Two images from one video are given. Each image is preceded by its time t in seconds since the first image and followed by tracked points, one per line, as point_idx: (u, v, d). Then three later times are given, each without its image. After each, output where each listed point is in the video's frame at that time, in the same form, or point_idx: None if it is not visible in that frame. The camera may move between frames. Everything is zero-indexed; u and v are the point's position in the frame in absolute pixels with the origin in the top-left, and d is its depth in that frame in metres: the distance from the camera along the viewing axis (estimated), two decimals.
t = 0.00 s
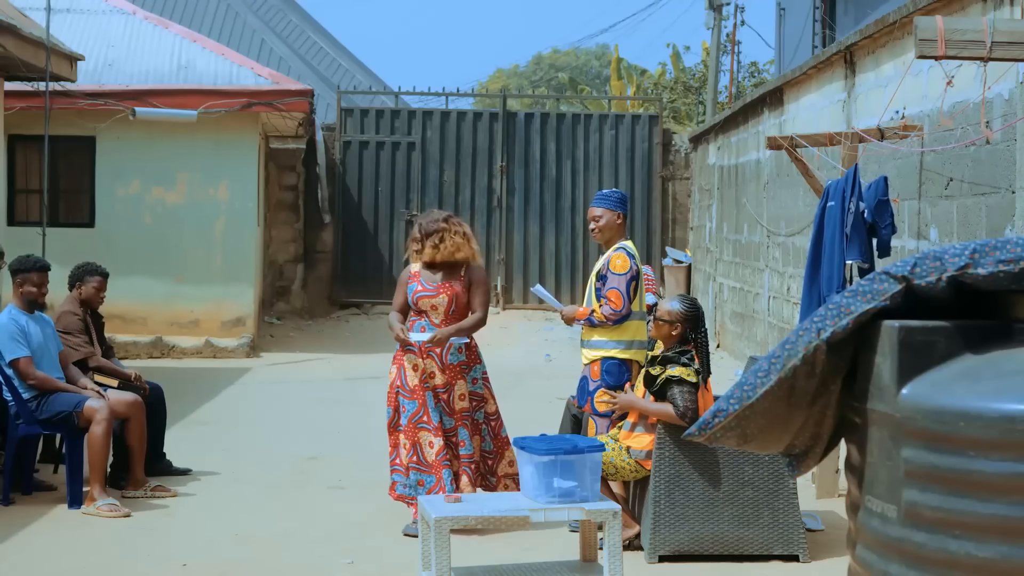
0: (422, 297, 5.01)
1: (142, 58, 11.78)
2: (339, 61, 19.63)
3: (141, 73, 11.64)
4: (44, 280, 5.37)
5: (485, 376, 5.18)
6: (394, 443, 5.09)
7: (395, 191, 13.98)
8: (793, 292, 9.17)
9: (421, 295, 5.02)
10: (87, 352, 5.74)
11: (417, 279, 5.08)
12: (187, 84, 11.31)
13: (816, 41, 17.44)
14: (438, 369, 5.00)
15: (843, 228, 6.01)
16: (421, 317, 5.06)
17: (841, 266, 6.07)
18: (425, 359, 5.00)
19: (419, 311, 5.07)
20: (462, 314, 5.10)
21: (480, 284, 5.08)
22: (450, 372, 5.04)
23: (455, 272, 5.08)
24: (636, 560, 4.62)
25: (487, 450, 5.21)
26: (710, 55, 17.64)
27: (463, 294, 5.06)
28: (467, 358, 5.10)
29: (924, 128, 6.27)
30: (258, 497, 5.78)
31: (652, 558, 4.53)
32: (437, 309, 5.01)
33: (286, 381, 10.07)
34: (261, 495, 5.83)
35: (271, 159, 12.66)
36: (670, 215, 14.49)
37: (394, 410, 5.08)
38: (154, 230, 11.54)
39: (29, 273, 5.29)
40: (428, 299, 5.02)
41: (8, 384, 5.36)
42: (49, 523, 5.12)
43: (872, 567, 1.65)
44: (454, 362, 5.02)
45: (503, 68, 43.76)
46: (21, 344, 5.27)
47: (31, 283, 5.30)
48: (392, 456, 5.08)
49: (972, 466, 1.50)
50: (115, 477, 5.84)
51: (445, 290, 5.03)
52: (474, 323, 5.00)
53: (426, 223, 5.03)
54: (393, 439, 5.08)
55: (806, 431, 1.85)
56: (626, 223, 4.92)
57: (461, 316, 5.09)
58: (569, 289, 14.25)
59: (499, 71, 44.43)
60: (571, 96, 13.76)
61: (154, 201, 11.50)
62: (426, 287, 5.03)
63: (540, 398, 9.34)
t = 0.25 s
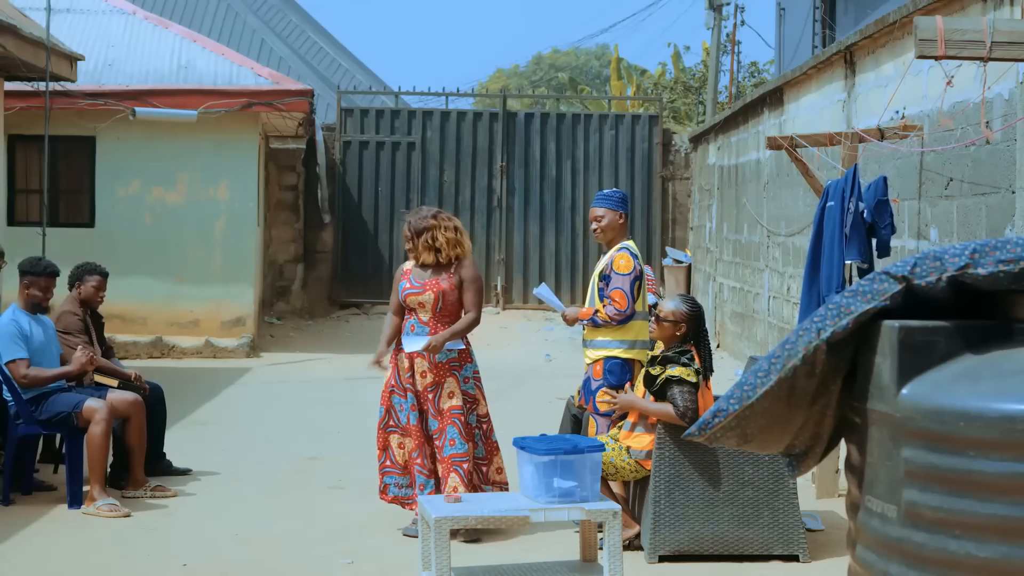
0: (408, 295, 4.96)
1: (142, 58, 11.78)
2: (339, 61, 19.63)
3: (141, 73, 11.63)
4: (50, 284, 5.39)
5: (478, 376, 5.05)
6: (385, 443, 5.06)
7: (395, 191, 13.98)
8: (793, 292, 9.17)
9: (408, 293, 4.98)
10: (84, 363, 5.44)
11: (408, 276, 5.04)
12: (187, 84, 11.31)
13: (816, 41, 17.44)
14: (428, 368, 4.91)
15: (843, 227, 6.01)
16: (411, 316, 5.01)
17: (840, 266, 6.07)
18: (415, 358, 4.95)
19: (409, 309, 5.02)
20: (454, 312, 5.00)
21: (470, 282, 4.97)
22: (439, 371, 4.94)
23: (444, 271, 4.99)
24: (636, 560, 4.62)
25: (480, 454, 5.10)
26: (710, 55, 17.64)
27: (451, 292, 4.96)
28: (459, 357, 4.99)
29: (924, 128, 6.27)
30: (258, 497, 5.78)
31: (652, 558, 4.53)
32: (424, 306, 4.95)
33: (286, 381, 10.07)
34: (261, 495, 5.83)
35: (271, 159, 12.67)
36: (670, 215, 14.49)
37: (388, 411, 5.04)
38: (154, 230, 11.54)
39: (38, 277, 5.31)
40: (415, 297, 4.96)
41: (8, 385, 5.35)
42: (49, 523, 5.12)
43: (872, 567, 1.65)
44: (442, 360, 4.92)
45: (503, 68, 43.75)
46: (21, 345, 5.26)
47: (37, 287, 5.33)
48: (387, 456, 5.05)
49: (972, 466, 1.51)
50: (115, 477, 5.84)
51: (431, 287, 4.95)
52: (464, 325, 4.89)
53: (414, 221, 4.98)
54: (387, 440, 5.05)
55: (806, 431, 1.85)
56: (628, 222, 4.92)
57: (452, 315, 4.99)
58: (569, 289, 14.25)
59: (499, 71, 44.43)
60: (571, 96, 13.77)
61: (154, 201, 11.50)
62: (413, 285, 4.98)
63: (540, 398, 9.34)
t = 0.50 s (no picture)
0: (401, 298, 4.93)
1: (142, 58, 11.78)
2: (339, 61, 19.62)
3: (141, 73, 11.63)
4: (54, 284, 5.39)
5: (476, 380, 4.92)
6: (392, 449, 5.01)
7: (395, 191, 13.98)
8: (793, 292, 9.17)
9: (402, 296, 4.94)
10: (84, 361, 5.36)
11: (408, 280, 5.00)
12: (187, 84, 11.31)
13: (816, 42, 17.44)
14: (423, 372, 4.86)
15: (843, 227, 6.01)
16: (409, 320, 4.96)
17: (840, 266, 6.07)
18: (412, 361, 4.90)
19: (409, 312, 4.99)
20: (450, 313, 4.90)
21: (463, 282, 4.84)
22: (436, 375, 4.87)
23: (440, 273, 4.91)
24: (636, 560, 4.62)
25: (482, 462, 4.87)
26: (710, 55, 17.64)
27: (443, 293, 4.87)
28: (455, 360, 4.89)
29: (924, 128, 6.27)
30: (258, 497, 5.78)
31: (652, 558, 4.53)
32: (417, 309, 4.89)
33: (286, 381, 10.07)
34: (261, 495, 5.83)
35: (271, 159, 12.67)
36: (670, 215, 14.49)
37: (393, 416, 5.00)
38: (154, 231, 11.54)
39: (41, 277, 5.31)
40: (408, 300, 4.92)
41: (9, 385, 5.34)
42: (49, 523, 5.12)
43: (872, 567, 1.66)
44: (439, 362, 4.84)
45: (503, 68, 43.75)
46: (23, 346, 5.26)
47: (40, 286, 5.33)
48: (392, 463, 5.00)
49: (972, 466, 1.51)
50: (115, 477, 5.84)
51: (422, 289, 4.89)
52: (457, 328, 4.77)
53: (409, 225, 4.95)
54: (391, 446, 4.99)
55: (806, 431, 1.85)
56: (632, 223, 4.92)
57: (447, 316, 4.89)
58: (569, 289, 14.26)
59: (499, 71, 44.43)
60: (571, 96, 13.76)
61: (154, 201, 11.50)
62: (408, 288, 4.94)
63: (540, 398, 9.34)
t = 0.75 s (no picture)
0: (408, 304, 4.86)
1: (142, 58, 11.78)
2: (339, 61, 19.62)
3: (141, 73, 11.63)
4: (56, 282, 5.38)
5: (478, 389, 4.79)
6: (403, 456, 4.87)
7: (395, 191, 13.99)
8: (793, 292, 9.17)
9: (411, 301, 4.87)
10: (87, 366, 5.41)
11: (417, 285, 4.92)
12: (187, 84, 11.31)
13: (816, 41, 17.44)
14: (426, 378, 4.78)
15: (843, 227, 6.01)
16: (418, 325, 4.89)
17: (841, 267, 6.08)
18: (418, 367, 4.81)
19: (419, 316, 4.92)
20: (458, 319, 4.81)
21: (472, 289, 4.75)
22: (438, 382, 4.79)
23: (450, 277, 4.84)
24: (636, 560, 4.62)
25: (478, 474, 4.74)
26: (710, 55, 17.62)
27: (452, 298, 4.79)
28: (459, 367, 4.79)
29: (924, 128, 6.27)
30: (258, 497, 5.78)
31: (652, 558, 4.53)
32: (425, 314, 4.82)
33: (286, 381, 10.07)
34: (261, 495, 5.83)
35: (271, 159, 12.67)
36: (670, 215, 14.49)
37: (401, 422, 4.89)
38: (154, 231, 11.54)
39: (41, 275, 5.30)
40: (416, 305, 4.85)
41: (8, 385, 5.33)
42: (49, 523, 5.12)
43: (872, 567, 1.65)
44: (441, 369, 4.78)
45: (503, 68, 43.75)
46: (23, 346, 5.27)
47: (42, 285, 5.32)
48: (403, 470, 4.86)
49: (972, 466, 1.51)
50: (114, 477, 5.84)
51: (431, 293, 4.82)
52: (464, 333, 4.70)
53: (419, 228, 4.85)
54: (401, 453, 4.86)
55: (807, 431, 1.85)
56: (632, 224, 4.91)
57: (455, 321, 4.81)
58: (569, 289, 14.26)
59: (499, 71, 44.42)
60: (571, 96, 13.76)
61: (154, 201, 11.50)
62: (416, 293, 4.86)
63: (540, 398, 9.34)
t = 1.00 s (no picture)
0: (422, 305, 4.72)
1: (142, 58, 11.78)
2: (339, 61, 19.62)
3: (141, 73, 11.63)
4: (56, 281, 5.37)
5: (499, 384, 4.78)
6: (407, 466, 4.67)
7: (395, 191, 13.99)
8: (793, 292, 9.17)
9: (424, 303, 4.74)
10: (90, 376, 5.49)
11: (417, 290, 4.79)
12: (187, 84, 11.31)
13: (816, 41, 17.44)
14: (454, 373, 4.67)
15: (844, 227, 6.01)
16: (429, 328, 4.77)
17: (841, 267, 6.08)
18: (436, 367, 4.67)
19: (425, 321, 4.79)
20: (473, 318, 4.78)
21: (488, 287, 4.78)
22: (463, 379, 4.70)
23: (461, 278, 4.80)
24: (636, 560, 4.62)
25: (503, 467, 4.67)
26: (710, 55, 17.62)
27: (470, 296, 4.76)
28: (483, 363, 4.74)
29: (924, 128, 6.27)
30: (258, 497, 5.78)
31: (652, 558, 4.53)
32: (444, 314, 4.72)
33: (286, 381, 10.06)
34: (261, 495, 5.82)
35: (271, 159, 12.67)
36: (670, 215, 14.49)
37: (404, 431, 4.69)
38: (154, 231, 11.54)
39: (41, 274, 5.29)
40: (430, 306, 4.73)
41: (8, 385, 5.33)
42: (48, 523, 5.12)
43: (872, 567, 1.66)
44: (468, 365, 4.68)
45: (503, 68, 43.75)
46: (27, 346, 5.26)
47: (42, 284, 5.30)
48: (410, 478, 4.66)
49: (972, 466, 1.51)
50: (115, 477, 5.84)
51: (449, 292, 4.73)
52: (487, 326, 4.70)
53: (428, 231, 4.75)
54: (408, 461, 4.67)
55: (807, 431, 1.85)
56: (629, 225, 4.89)
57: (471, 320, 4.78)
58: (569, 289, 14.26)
59: (499, 71, 44.41)
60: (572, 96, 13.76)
61: (154, 201, 11.50)
62: (428, 295, 4.75)
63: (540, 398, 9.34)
